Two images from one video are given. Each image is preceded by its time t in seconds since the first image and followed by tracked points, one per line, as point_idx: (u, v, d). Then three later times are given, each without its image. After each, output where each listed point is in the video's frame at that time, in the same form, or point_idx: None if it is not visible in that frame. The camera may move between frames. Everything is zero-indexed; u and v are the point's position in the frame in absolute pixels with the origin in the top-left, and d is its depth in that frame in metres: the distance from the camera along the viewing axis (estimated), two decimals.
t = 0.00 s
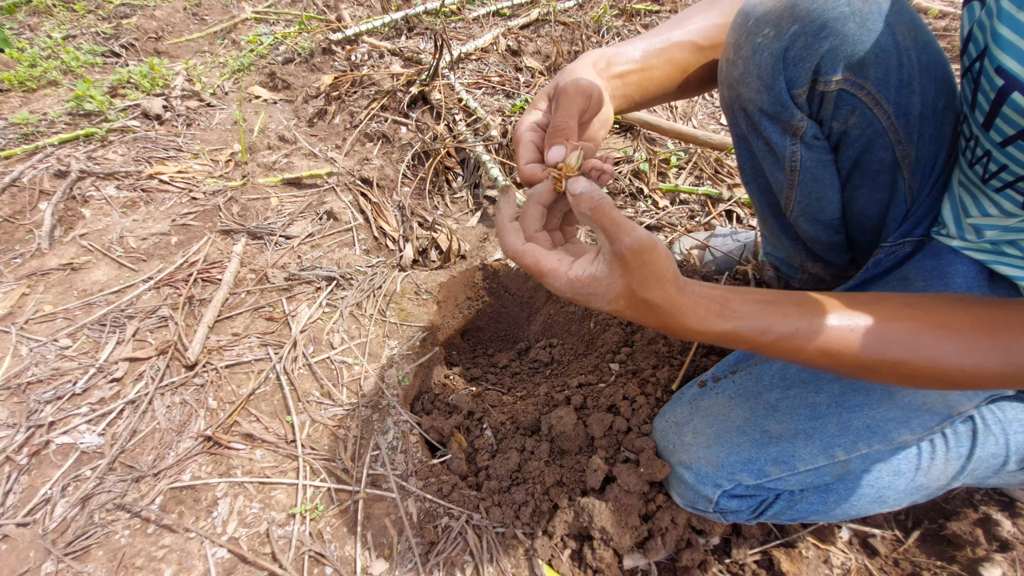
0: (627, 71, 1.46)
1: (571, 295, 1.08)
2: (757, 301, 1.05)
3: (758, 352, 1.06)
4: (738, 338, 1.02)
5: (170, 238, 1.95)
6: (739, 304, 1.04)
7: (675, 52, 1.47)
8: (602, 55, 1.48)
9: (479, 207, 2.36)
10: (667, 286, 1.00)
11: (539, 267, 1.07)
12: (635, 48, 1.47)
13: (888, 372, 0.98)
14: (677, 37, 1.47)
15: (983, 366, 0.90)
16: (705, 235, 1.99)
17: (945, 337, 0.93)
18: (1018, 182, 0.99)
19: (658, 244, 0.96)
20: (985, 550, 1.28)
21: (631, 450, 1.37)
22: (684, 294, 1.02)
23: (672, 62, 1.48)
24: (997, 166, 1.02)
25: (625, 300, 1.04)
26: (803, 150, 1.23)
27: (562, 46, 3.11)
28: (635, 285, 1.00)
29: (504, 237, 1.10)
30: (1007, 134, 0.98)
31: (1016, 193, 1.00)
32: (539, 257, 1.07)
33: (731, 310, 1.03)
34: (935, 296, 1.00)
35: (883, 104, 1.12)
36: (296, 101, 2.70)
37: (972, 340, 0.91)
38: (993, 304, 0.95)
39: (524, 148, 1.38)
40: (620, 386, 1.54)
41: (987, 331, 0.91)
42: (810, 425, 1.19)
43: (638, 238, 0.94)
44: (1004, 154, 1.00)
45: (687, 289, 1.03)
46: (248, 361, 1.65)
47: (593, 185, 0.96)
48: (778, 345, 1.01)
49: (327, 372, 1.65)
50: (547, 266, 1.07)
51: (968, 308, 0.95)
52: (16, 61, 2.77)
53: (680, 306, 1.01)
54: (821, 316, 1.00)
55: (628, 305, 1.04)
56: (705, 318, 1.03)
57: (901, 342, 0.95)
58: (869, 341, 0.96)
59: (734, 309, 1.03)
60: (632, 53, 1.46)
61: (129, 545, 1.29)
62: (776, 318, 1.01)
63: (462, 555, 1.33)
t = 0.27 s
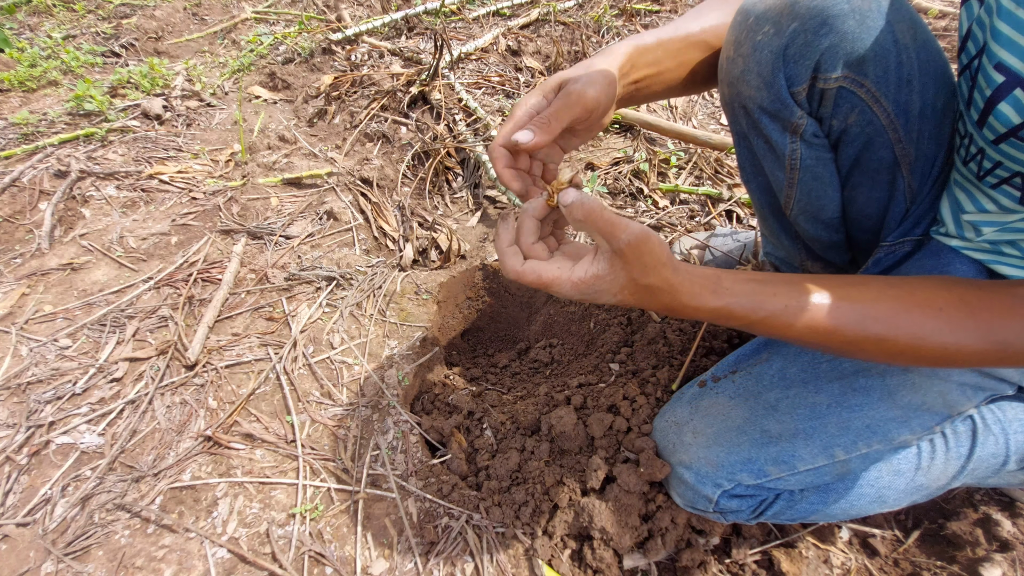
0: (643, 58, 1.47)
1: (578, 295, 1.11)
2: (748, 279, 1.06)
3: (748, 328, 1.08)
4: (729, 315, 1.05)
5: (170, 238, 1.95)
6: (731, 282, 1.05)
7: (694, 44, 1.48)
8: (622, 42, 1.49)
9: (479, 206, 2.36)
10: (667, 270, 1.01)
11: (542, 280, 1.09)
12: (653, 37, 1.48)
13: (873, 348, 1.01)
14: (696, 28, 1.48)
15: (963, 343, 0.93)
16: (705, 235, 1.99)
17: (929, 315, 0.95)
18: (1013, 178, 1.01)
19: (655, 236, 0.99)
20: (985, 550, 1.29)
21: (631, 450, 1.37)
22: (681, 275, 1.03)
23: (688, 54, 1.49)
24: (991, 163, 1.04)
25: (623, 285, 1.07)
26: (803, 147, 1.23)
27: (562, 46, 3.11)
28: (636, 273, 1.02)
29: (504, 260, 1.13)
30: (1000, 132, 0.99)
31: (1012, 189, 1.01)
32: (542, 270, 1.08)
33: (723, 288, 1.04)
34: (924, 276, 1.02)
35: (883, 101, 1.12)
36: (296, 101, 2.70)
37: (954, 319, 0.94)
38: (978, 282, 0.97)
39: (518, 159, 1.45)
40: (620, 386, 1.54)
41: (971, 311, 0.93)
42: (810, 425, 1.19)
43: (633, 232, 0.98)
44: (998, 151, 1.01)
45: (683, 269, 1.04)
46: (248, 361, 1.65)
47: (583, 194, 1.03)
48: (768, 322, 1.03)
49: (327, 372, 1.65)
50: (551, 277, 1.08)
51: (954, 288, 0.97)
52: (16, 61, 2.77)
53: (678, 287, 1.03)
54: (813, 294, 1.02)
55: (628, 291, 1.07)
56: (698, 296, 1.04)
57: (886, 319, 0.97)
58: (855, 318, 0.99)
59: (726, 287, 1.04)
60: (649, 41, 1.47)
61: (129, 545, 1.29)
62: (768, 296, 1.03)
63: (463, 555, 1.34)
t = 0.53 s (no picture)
0: (655, 90, 1.46)
1: (594, 302, 1.10)
2: (746, 277, 1.08)
3: (748, 325, 1.09)
4: (727, 310, 1.06)
5: (170, 238, 1.95)
6: (730, 278, 1.07)
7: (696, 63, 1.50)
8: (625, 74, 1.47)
9: (479, 206, 2.36)
10: (665, 262, 1.05)
11: (557, 291, 1.08)
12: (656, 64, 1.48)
13: (871, 343, 1.00)
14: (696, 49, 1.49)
15: (961, 337, 0.93)
16: (705, 235, 1.99)
17: (926, 309, 0.95)
18: (1012, 179, 1.01)
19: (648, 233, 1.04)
20: (985, 550, 1.29)
21: (631, 449, 1.37)
22: (680, 269, 1.06)
23: (693, 75, 1.50)
24: (990, 164, 1.04)
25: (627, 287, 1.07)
26: (804, 145, 1.23)
27: (562, 46, 3.11)
28: (639, 268, 1.04)
29: (518, 277, 1.13)
30: (997, 133, 1.00)
31: (1010, 189, 1.02)
32: (556, 281, 1.08)
33: (723, 283, 1.06)
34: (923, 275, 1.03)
35: (883, 100, 1.12)
36: (296, 101, 2.70)
37: (952, 313, 0.94)
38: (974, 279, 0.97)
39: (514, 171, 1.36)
40: (620, 386, 1.54)
41: (968, 305, 0.93)
42: (810, 425, 1.19)
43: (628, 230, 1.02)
44: (997, 151, 1.02)
45: (683, 265, 1.07)
46: (248, 361, 1.65)
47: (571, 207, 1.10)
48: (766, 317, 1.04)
49: (327, 372, 1.65)
50: (565, 287, 1.07)
51: (952, 285, 0.97)
52: (16, 61, 2.77)
53: (676, 280, 1.05)
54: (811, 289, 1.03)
55: (635, 289, 1.07)
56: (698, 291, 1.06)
57: (884, 312, 0.97)
58: (853, 312, 0.99)
59: (725, 282, 1.06)
60: (656, 70, 1.46)
61: (129, 545, 1.29)
62: (766, 290, 1.04)
63: (463, 555, 1.34)
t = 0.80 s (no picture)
0: (654, 108, 1.49)
1: (595, 317, 1.11)
2: (743, 287, 1.09)
3: (747, 336, 1.10)
4: (725, 322, 1.07)
5: (170, 238, 1.95)
6: (727, 290, 1.08)
7: (697, 76, 1.50)
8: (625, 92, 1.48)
9: (479, 206, 2.36)
10: (665, 279, 1.07)
11: (562, 304, 1.08)
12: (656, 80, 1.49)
13: (870, 349, 1.01)
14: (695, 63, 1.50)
15: (957, 342, 0.93)
16: (705, 235, 1.99)
17: (922, 315, 0.95)
18: (1012, 180, 1.02)
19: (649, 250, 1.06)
20: (985, 550, 1.28)
21: (631, 450, 1.36)
22: (678, 283, 1.07)
23: (694, 87, 1.51)
24: (989, 165, 1.04)
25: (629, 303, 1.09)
26: (803, 146, 1.23)
27: (562, 46, 3.11)
28: (640, 286, 1.06)
29: (527, 282, 1.08)
30: (997, 134, 1.00)
31: (1010, 190, 1.02)
32: (563, 292, 1.08)
33: (719, 296, 1.08)
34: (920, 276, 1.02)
35: (883, 100, 1.12)
36: (296, 101, 2.70)
37: (947, 318, 0.94)
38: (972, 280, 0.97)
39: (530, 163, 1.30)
40: (620, 387, 1.54)
41: (964, 310, 0.93)
42: (810, 425, 1.19)
43: (631, 248, 1.04)
44: (996, 153, 1.02)
45: (680, 279, 1.09)
46: (248, 361, 1.65)
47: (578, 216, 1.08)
48: (764, 328, 1.04)
49: (327, 372, 1.65)
50: (570, 300, 1.08)
51: (948, 287, 0.97)
52: (16, 61, 2.77)
53: (676, 294, 1.06)
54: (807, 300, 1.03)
55: (635, 306, 1.09)
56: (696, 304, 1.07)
57: (880, 320, 0.97)
58: (849, 320, 0.99)
59: (722, 295, 1.08)
60: (656, 87, 1.48)
61: (129, 545, 1.29)
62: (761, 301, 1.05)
63: (462, 555, 1.34)
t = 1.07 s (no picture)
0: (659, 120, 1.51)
1: (595, 328, 1.10)
2: (740, 300, 1.08)
3: (747, 348, 1.09)
4: (722, 336, 1.06)
5: (170, 238, 1.95)
6: (725, 304, 1.08)
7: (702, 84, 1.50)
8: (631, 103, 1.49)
9: (479, 207, 2.36)
10: (666, 297, 1.05)
11: (565, 311, 1.07)
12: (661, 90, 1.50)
13: (867, 358, 1.01)
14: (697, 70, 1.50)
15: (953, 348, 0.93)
16: (705, 236, 2.00)
17: (916, 323, 0.95)
18: (1012, 182, 1.02)
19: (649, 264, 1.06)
20: (985, 550, 1.29)
21: (631, 450, 1.36)
22: (676, 298, 1.07)
23: (699, 96, 1.52)
24: (989, 167, 1.05)
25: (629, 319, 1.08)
26: (803, 146, 1.23)
27: (562, 46, 3.11)
28: (640, 302, 1.05)
29: (533, 285, 1.06)
30: (998, 137, 1.00)
31: (1010, 192, 1.02)
32: (566, 300, 1.06)
33: (717, 310, 1.07)
34: (913, 284, 1.03)
35: (883, 100, 1.12)
36: (296, 101, 2.70)
37: (941, 324, 0.94)
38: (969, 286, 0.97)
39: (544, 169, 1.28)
40: (620, 386, 1.54)
41: (958, 316, 0.93)
42: (810, 425, 1.19)
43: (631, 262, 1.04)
44: (996, 155, 1.02)
45: (678, 293, 1.08)
46: (248, 361, 1.65)
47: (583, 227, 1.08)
48: (763, 341, 1.04)
49: (327, 372, 1.65)
50: (573, 309, 1.07)
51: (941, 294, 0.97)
52: (16, 61, 2.77)
53: (675, 310, 1.05)
54: (801, 313, 1.03)
55: (634, 320, 1.08)
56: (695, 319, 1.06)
57: (874, 329, 0.98)
58: (844, 331, 0.99)
59: (720, 309, 1.07)
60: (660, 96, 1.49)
61: (129, 545, 1.29)
62: (759, 314, 1.04)
63: (463, 555, 1.34)
